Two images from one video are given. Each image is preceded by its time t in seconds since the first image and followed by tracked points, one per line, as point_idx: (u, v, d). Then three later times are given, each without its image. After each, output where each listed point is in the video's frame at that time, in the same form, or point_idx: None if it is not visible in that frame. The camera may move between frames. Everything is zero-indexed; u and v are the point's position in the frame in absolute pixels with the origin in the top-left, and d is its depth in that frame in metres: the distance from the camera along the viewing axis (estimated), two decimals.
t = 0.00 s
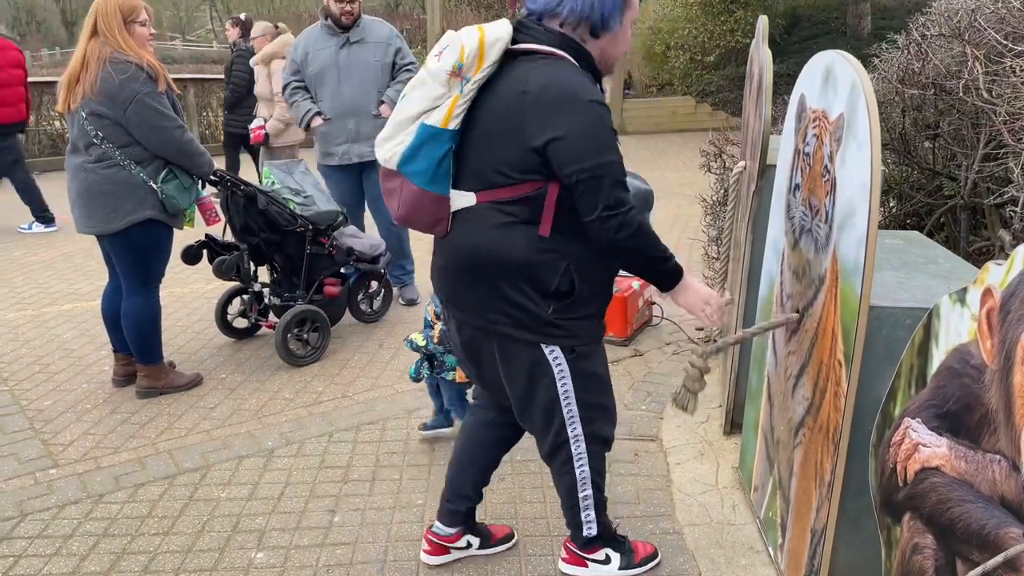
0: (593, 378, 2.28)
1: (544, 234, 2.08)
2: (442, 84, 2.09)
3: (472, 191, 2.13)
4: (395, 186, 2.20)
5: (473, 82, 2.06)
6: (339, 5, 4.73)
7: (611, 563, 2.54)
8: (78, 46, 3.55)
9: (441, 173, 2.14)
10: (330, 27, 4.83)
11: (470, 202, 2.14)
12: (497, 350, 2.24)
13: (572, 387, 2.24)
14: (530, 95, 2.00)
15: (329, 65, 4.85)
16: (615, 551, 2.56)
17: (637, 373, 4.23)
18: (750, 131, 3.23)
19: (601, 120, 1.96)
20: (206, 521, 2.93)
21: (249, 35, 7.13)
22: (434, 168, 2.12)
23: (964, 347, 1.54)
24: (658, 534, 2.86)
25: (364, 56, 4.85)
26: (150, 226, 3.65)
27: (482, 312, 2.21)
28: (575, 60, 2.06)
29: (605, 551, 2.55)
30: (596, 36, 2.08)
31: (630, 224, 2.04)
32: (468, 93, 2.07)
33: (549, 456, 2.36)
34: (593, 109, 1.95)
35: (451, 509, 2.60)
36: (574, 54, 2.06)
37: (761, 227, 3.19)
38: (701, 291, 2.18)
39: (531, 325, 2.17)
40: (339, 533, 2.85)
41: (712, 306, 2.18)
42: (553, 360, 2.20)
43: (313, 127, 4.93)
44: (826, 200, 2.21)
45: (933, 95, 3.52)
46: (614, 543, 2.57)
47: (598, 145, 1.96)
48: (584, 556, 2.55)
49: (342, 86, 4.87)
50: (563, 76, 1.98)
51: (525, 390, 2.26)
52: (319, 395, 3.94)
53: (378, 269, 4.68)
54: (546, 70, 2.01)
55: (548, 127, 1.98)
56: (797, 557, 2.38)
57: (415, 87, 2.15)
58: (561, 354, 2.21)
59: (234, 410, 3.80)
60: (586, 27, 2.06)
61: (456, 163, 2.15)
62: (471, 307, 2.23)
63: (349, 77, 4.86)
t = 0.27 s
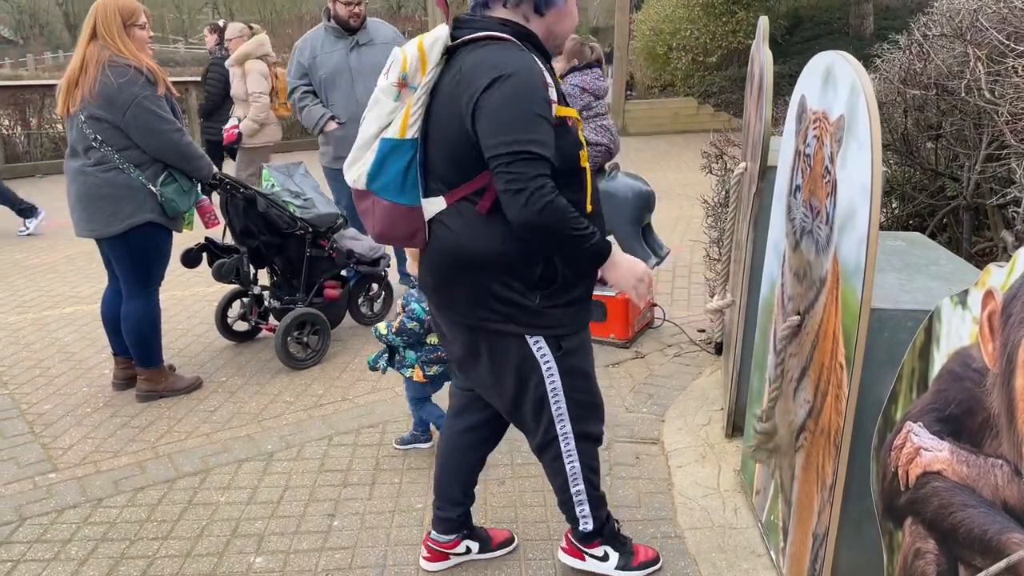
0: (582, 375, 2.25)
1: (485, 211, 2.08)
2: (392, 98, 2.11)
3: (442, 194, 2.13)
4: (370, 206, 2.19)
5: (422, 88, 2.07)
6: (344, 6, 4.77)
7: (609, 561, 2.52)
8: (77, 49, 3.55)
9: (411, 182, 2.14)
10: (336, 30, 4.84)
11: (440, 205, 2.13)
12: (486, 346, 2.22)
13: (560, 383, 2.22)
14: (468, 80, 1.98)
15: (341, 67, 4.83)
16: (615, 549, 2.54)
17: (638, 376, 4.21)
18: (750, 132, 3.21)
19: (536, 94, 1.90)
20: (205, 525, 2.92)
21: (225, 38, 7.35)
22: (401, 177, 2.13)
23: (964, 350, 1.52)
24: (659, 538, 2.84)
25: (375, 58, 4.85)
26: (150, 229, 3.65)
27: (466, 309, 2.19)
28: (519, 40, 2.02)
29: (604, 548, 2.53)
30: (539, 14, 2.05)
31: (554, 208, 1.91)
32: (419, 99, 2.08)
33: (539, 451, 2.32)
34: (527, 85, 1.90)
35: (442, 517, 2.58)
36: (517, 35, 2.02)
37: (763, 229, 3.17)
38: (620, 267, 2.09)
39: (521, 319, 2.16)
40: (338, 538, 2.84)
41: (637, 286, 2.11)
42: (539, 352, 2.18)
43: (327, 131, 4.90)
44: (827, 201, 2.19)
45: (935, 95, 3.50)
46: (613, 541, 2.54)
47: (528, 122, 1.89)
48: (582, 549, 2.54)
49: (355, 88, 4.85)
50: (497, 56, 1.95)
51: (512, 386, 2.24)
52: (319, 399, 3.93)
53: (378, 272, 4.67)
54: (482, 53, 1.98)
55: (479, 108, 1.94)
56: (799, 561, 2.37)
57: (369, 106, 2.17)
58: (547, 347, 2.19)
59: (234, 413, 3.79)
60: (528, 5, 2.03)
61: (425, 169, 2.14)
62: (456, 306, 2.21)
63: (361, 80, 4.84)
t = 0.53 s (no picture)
0: (575, 380, 2.22)
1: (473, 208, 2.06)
2: (376, 98, 2.10)
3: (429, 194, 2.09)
4: (355, 209, 2.16)
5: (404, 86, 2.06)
6: (361, 8, 4.76)
7: None
8: (75, 56, 3.54)
9: (396, 183, 2.10)
10: (352, 31, 4.81)
11: (427, 205, 2.09)
12: (474, 350, 2.19)
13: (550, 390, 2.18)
14: (450, 72, 1.96)
15: (358, 69, 4.81)
16: (583, 568, 2.48)
17: (641, 380, 4.18)
18: (751, 135, 3.19)
19: (515, 86, 1.88)
20: (203, 532, 2.90)
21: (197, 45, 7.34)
22: (387, 178, 2.09)
23: (969, 357, 1.50)
24: (660, 545, 2.82)
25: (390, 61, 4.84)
26: (149, 234, 3.63)
27: (454, 310, 2.17)
28: (502, 35, 2.00)
29: (572, 568, 2.47)
30: (521, 10, 2.04)
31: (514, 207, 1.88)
32: (403, 98, 2.06)
33: (528, 456, 2.29)
34: (507, 76, 1.88)
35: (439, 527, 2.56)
36: (501, 30, 2.00)
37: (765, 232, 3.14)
38: (563, 290, 2.03)
39: (511, 318, 2.14)
40: (336, 544, 2.81)
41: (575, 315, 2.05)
42: (527, 356, 2.15)
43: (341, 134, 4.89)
44: (828, 205, 2.17)
45: (938, 97, 3.47)
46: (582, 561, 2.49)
47: (504, 114, 1.87)
48: (549, 570, 2.48)
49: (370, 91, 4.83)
50: (479, 48, 1.93)
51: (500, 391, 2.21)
52: (319, 403, 3.91)
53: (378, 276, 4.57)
54: (461, 47, 1.97)
55: (456, 103, 1.92)
56: (802, 568, 2.34)
57: (353, 109, 2.15)
58: (536, 352, 2.15)
59: (233, 418, 3.78)
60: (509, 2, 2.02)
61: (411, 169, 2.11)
62: (444, 306, 2.18)
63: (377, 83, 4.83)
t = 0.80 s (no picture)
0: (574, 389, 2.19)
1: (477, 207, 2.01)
2: (376, 100, 2.10)
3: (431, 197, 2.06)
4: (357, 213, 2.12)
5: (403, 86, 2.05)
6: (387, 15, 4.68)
7: None
8: (73, 64, 3.52)
9: (398, 183, 2.08)
10: (377, 39, 4.79)
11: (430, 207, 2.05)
12: (464, 354, 2.12)
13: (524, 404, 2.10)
14: (450, 77, 1.95)
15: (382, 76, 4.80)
16: None
17: (643, 387, 4.15)
18: (753, 140, 3.16)
19: (518, 89, 1.86)
20: (199, 542, 2.87)
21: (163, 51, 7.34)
22: (388, 179, 2.07)
23: (973, 368, 1.47)
24: (662, 556, 2.78)
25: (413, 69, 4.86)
26: (148, 241, 3.61)
27: (454, 313, 2.09)
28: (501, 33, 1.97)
29: None
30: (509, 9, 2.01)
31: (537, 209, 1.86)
32: (401, 98, 2.05)
33: (485, 470, 2.21)
34: (509, 79, 1.87)
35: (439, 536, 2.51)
36: (500, 28, 1.98)
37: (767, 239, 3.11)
38: (598, 286, 2.00)
39: (512, 323, 2.06)
40: (334, 555, 2.78)
41: (611, 310, 2.00)
42: (507, 363, 2.07)
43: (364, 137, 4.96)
44: (830, 212, 2.14)
45: (942, 102, 3.43)
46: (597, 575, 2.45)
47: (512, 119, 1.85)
48: None
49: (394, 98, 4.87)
50: (479, 52, 1.91)
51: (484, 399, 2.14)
52: (319, 411, 3.88)
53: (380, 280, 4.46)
54: (461, 47, 1.96)
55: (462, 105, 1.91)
56: None
57: (355, 112, 2.16)
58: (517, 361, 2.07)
59: (232, 426, 3.75)
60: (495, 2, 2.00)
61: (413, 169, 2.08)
62: (445, 311, 2.11)
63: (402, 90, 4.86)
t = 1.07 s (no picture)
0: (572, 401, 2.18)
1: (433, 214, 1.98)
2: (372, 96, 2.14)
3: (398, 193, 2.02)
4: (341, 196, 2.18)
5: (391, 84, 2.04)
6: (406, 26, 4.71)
7: None
8: (78, 73, 3.53)
9: (374, 177, 2.08)
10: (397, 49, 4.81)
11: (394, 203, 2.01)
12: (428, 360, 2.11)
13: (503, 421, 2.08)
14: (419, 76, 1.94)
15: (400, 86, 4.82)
16: None
17: (646, 397, 4.14)
18: (755, 149, 3.16)
19: (468, 89, 1.82)
20: (201, 552, 2.87)
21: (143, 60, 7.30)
22: (365, 171, 2.08)
23: (975, 382, 1.46)
24: (664, 567, 2.77)
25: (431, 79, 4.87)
26: (151, 250, 3.62)
27: (415, 319, 2.08)
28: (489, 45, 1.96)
29: None
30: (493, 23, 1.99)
31: (455, 207, 1.80)
32: (388, 96, 2.04)
33: (481, 482, 2.21)
34: (466, 76, 1.83)
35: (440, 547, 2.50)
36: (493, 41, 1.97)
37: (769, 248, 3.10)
38: (529, 297, 1.84)
39: (467, 332, 2.03)
40: (335, 565, 2.78)
41: (541, 327, 1.86)
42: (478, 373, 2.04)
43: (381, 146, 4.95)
44: (832, 222, 2.13)
45: (945, 111, 3.42)
46: None
47: (453, 117, 1.81)
48: None
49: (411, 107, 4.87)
50: (445, 54, 1.90)
51: (463, 411, 2.13)
52: (321, 420, 3.88)
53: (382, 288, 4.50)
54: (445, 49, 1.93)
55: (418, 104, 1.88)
56: None
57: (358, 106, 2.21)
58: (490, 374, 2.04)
59: (234, 435, 3.75)
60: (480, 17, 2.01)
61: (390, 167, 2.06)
62: (406, 316, 2.11)
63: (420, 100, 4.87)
